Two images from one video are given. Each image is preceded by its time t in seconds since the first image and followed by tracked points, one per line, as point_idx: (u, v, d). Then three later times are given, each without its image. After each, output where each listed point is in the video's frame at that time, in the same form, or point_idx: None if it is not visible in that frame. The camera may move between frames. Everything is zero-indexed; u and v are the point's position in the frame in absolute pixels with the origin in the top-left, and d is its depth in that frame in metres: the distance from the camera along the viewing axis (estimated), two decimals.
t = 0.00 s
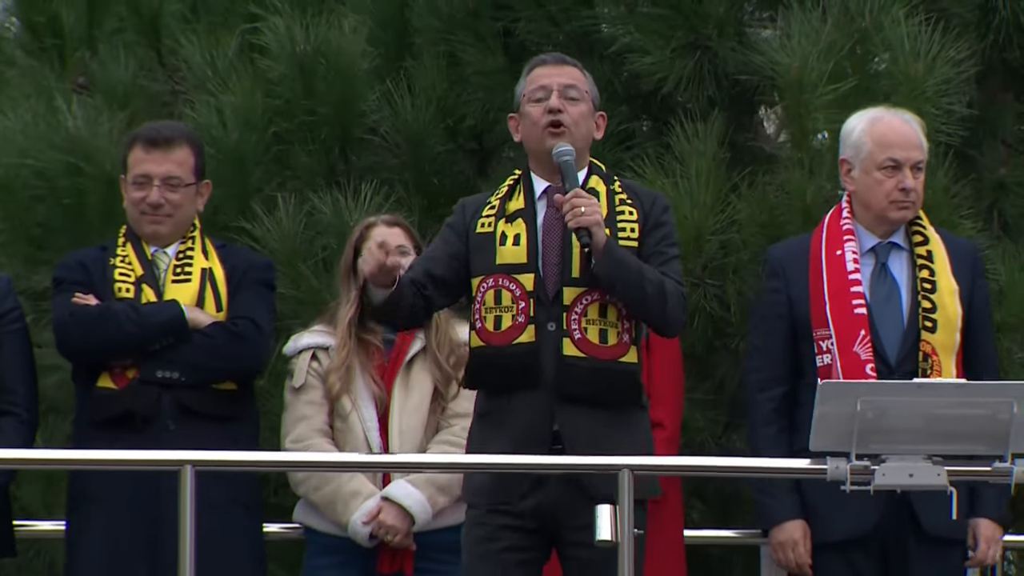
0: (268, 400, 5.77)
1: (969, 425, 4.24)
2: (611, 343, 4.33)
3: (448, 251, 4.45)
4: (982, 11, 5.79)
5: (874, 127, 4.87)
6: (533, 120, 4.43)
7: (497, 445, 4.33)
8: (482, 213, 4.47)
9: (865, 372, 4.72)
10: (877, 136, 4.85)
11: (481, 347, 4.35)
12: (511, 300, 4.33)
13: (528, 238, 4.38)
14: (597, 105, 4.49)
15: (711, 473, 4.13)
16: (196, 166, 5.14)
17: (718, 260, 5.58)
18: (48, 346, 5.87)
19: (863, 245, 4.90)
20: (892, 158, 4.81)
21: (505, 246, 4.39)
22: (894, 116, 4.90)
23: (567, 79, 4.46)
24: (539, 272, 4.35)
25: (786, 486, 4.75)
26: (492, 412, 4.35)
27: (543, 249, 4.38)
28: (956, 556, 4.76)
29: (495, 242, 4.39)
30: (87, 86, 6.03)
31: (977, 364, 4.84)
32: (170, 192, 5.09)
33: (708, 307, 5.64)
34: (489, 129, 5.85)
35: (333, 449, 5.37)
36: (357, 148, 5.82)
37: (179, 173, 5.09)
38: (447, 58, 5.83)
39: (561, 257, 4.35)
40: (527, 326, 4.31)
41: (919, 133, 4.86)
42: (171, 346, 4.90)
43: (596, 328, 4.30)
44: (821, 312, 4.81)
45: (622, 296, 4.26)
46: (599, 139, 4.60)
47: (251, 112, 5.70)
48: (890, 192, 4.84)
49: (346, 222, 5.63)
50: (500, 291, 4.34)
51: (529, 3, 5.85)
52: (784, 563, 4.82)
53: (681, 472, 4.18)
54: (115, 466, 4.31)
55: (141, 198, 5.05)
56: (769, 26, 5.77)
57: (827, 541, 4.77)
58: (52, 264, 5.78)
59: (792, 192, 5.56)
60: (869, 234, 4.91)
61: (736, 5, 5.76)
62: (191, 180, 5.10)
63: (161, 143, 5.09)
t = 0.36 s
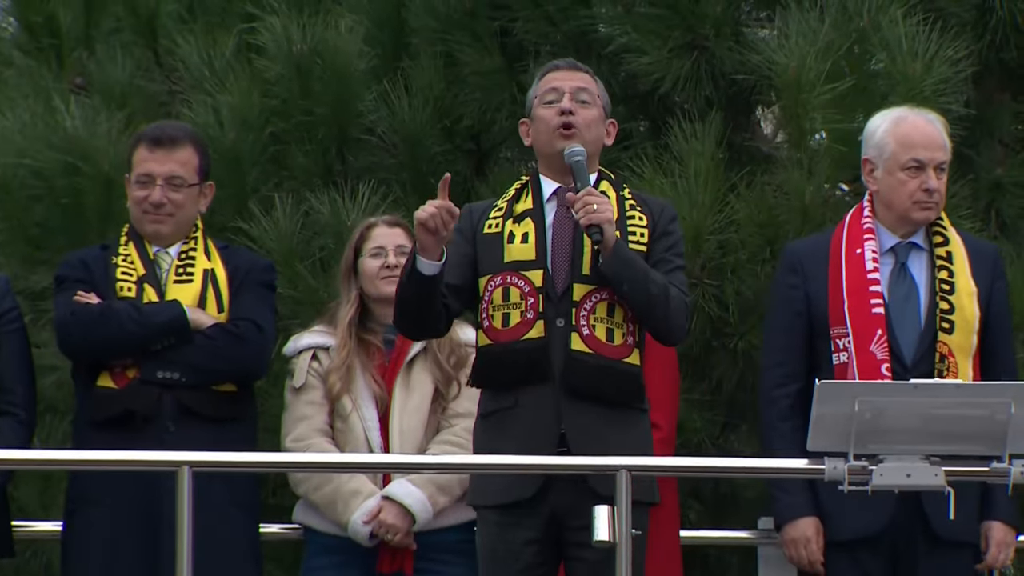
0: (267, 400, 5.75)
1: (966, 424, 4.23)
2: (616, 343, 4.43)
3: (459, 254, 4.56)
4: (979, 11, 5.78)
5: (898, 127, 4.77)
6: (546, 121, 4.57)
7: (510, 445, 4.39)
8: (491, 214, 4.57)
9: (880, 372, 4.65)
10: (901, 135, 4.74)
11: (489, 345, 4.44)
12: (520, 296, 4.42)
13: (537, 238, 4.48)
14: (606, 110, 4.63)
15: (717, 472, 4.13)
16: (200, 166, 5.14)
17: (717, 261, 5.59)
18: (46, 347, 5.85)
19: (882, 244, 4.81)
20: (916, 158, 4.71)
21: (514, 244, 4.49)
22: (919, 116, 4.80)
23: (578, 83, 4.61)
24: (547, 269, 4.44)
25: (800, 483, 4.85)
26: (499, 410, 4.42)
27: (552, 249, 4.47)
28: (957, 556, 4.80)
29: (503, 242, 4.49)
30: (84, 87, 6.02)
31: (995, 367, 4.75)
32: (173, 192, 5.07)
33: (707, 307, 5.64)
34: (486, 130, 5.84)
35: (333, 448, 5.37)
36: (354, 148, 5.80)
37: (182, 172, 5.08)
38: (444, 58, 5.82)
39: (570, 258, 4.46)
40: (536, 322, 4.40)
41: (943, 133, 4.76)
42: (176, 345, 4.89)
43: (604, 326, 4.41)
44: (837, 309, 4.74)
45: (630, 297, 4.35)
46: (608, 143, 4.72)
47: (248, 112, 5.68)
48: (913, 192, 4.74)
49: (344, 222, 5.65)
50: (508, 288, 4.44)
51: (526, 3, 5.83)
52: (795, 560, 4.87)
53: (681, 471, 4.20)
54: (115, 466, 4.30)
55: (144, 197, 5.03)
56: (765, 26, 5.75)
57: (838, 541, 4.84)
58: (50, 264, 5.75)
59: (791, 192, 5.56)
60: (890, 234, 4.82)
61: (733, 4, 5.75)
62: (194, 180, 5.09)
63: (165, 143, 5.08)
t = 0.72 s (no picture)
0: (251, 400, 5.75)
1: (951, 424, 4.29)
2: (614, 358, 4.64)
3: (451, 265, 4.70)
4: (965, 11, 5.77)
5: (892, 127, 4.74)
6: (532, 134, 4.73)
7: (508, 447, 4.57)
8: (483, 225, 4.73)
9: (872, 372, 4.65)
10: (895, 135, 4.72)
11: (488, 359, 4.61)
12: (520, 312, 4.60)
13: (533, 252, 4.65)
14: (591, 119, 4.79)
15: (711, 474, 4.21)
16: (178, 168, 5.11)
17: (700, 262, 5.60)
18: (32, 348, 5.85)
19: (876, 245, 4.79)
20: (910, 159, 4.69)
21: (511, 259, 4.65)
22: (913, 116, 4.77)
23: (562, 95, 4.76)
24: (547, 285, 4.62)
25: (789, 482, 4.85)
26: (500, 424, 4.59)
27: (549, 263, 4.65)
28: (944, 554, 4.82)
29: (500, 256, 4.66)
30: (70, 88, 6.00)
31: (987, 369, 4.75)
32: (152, 194, 5.06)
33: (690, 309, 5.64)
34: (472, 131, 5.84)
35: (322, 449, 5.43)
36: (341, 149, 5.79)
37: (161, 174, 5.07)
38: (430, 59, 5.82)
39: (568, 273, 4.64)
40: (538, 338, 4.58)
41: (937, 134, 4.74)
42: (154, 344, 4.89)
43: (604, 342, 4.61)
44: (832, 309, 4.74)
45: (631, 314, 4.56)
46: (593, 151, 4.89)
47: (234, 113, 5.69)
48: (907, 193, 4.72)
49: (330, 223, 5.66)
50: (507, 304, 4.61)
51: (512, 5, 5.84)
52: (784, 559, 4.88)
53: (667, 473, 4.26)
54: (98, 467, 4.32)
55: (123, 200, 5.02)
56: (750, 27, 5.76)
57: (826, 540, 4.86)
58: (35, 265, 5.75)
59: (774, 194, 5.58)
60: (883, 234, 4.81)
61: (719, 5, 5.77)
62: (172, 182, 5.07)
63: (144, 145, 5.06)
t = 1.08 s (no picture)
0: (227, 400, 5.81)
1: (928, 423, 4.33)
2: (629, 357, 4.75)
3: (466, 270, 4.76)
4: (943, 10, 5.77)
5: (857, 127, 4.79)
6: (546, 136, 4.83)
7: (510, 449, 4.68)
8: (497, 225, 4.81)
9: (839, 371, 4.67)
10: (859, 135, 4.76)
11: (505, 356, 4.69)
12: (540, 310, 4.68)
13: (551, 251, 4.74)
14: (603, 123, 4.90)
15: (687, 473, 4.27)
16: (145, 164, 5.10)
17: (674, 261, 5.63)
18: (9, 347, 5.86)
19: (842, 245, 4.81)
20: (874, 158, 4.73)
21: (529, 257, 4.74)
22: (878, 116, 4.81)
23: (576, 98, 4.86)
24: (567, 283, 4.71)
25: (759, 481, 4.87)
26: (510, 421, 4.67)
27: (567, 262, 4.74)
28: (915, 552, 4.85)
29: (518, 254, 4.74)
30: (47, 87, 5.99)
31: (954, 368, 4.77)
32: (121, 191, 5.05)
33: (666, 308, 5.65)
34: (450, 130, 5.84)
35: (299, 448, 5.41)
36: (318, 148, 5.80)
37: (129, 172, 5.05)
38: (408, 58, 5.82)
39: (587, 272, 4.73)
40: (557, 335, 4.68)
41: (902, 133, 4.77)
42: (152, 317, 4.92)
43: (621, 341, 4.71)
44: (798, 307, 4.75)
45: (649, 315, 4.68)
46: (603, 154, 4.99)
47: (211, 113, 5.68)
48: (872, 192, 4.75)
49: (307, 223, 5.67)
50: (527, 301, 4.70)
51: (490, 4, 5.83)
52: (753, 559, 4.90)
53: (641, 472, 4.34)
54: (70, 466, 4.36)
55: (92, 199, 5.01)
56: (726, 26, 5.77)
57: (797, 538, 4.88)
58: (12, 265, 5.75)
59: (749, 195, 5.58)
60: (848, 234, 4.82)
61: (696, 4, 5.77)
62: (140, 179, 5.05)
63: (111, 143, 5.05)
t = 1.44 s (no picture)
0: (181, 401, 5.79)
1: (881, 421, 4.34)
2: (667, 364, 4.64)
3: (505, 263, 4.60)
4: (896, 10, 5.79)
5: (795, 127, 4.90)
6: (582, 140, 4.66)
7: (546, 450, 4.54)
8: (536, 226, 4.65)
9: (783, 372, 4.80)
10: (798, 136, 4.88)
11: (548, 360, 4.53)
12: (584, 313, 4.54)
13: (594, 254, 4.61)
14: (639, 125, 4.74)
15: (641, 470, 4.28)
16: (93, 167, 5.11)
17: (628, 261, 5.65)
18: None
19: (781, 245, 4.93)
20: (814, 159, 4.84)
21: (572, 261, 4.60)
22: (815, 116, 4.93)
23: (612, 101, 4.70)
24: (610, 287, 4.58)
25: (702, 485, 4.92)
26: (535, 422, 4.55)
27: (608, 265, 4.62)
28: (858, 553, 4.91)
29: (561, 257, 4.59)
30: None
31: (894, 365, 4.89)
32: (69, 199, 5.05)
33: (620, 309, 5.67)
34: (404, 129, 5.85)
35: (252, 447, 5.38)
36: (271, 147, 5.79)
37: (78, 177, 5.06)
38: (361, 58, 5.82)
39: (629, 277, 4.61)
40: (602, 340, 4.54)
41: (839, 133, 4.90)
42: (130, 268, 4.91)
43: (662, 347, 4.61)
44: (739, 310, 4.88)
45: (690, 325, 4.59)
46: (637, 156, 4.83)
47: (165, 112, 5.69)
48: (811, 192, 4.87)
49: (259, 222, 5.67)
50: (570, 305, 4.55)
51: (444, 3, 5.86)
52: (698, 561, 4.92)
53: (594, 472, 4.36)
54: (21, 466, 4.34)
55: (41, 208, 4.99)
56: (680, 27, 5.75)
57: (742, 540, 4.93)
58: None
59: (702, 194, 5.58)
60: (787, 234, 4.95)
61: (650, 4, 5.76)
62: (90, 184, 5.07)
63: (58, 149, 5.04)
